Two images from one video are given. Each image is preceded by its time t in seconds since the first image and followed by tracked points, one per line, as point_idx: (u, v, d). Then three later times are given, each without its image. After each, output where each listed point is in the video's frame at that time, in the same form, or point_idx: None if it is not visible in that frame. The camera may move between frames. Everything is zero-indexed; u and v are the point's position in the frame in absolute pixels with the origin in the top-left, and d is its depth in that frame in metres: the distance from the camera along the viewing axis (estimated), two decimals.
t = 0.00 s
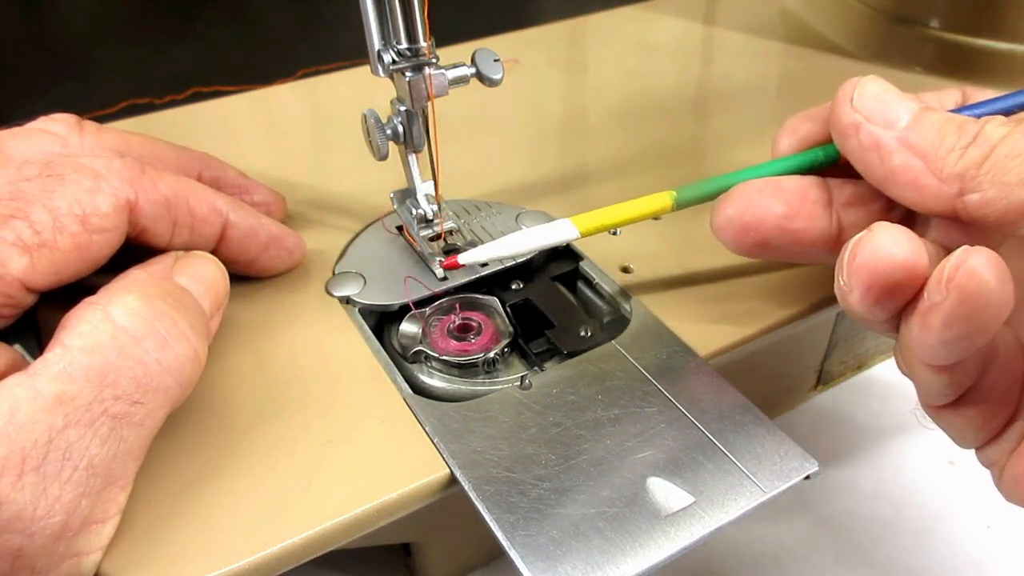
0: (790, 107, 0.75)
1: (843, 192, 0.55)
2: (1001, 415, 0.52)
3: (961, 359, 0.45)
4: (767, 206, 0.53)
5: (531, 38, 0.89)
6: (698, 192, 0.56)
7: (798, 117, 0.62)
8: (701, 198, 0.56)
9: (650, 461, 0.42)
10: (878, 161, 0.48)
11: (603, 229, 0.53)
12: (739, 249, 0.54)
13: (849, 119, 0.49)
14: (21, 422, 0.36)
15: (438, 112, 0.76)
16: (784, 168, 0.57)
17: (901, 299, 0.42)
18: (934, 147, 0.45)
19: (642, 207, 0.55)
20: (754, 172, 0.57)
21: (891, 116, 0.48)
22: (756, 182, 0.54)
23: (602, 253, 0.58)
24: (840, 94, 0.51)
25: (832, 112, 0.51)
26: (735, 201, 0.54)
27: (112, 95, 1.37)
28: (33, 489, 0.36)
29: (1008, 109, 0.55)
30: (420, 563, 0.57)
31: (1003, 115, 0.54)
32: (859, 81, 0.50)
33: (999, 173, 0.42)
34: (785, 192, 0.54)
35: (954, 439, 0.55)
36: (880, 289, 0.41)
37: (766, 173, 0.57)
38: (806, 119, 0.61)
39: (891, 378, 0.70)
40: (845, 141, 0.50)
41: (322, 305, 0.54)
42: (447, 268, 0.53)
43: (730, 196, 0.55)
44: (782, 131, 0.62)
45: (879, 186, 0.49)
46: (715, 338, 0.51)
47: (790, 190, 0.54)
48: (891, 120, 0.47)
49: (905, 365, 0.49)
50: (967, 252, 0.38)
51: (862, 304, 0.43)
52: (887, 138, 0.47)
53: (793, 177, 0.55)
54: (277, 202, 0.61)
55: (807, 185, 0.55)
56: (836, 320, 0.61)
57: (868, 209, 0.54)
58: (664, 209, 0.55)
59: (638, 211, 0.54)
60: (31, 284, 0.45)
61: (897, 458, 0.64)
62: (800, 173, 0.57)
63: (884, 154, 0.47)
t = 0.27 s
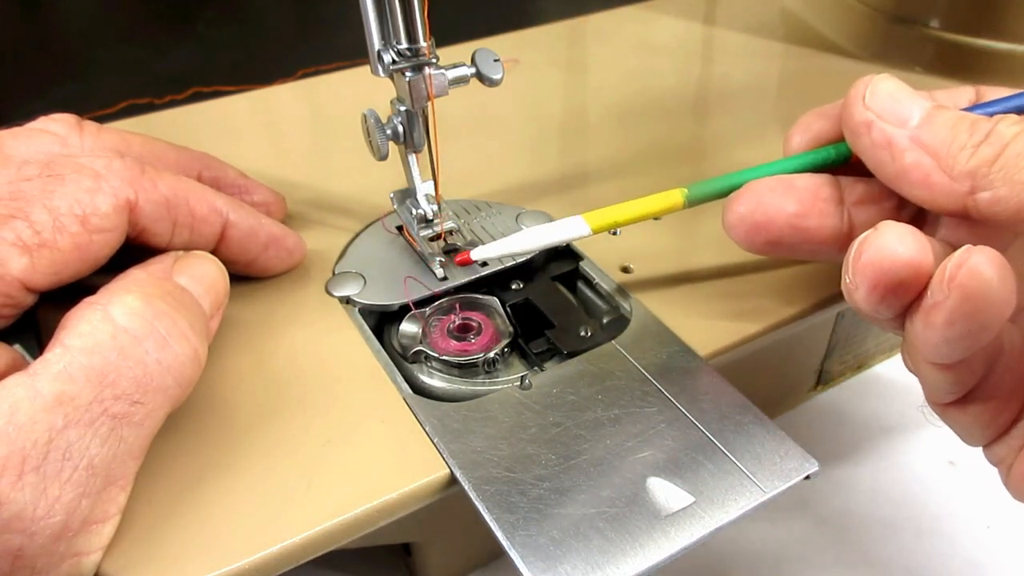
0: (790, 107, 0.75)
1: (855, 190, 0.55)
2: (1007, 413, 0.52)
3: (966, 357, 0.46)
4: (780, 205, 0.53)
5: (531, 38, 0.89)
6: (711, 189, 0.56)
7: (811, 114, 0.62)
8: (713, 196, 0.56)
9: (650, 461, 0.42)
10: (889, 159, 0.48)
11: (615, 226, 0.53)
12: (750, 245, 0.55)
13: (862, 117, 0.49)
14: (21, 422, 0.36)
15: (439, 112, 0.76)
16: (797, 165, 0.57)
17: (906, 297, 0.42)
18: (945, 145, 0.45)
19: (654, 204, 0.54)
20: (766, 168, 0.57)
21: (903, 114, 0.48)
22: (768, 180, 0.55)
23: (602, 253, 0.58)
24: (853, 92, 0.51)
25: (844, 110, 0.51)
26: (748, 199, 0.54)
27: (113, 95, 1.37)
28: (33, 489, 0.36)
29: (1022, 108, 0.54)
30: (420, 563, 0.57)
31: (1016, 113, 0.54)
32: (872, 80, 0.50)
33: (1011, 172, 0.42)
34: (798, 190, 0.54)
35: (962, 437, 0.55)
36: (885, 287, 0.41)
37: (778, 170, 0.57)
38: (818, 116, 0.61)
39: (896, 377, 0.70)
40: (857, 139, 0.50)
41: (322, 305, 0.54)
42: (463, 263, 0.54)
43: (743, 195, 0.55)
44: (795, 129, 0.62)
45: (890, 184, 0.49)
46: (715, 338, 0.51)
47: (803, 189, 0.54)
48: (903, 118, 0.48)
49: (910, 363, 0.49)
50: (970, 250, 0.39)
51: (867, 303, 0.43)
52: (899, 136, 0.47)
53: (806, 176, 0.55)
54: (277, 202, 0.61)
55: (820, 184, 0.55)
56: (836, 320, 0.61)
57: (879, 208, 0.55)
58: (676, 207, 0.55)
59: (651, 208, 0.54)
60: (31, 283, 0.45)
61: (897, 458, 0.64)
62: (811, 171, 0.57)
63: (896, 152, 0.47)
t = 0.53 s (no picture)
0: (790, 107, 0.75)
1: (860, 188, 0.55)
2: (1008, 411, 0.52)
3: (960, 358, 0.46)
4: (785, 205, 0.53)
5: (531, 38, 0.89)
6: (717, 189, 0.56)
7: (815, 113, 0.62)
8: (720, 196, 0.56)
9: (650, 461, 0.42)
10: (892, 158, 0.48)
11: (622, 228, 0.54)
12: (757, 246, 0.55)
13: (864, 114, 0.49)
14: (21, 422, 0.36)
15: (438, 112, 0.76)
16: (803, 164, 0.57)
17: (899, 301, 0.42)
18: (947, 143, 0.45)
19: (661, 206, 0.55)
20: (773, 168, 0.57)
21: (906, 112, 0.47)
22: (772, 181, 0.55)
23: (602, 253, 0.58)
24: (857, 88, 0.51)
25: (848, 108, 0.51)
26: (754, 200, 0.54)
27: (112, 95, 1.36)
28: (33, 489, 0.36)
29: None
30: (420, 563, 0.57)
31: None
32: (875, 77, 0.50)
33: (1012, 171, 0.42)
34: (804, 190, 0.54)
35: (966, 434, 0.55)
36: (877, 292, 0.42)
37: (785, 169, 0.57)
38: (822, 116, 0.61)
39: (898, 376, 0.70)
40: (860, 137, 0.50)
41: (322, 305, 0.54)
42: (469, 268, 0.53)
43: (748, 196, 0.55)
44: (800, 128, 0.62)
45: (894, 181, 0.49)
46: (715, 338, 0.51)
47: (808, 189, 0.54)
48: (906, 115, 0.47)
49: (906, 363, 0.50)
50: (957, 256, 0.39)
51: (861, 307, 0.43)
52: (901, 134, 0.47)
53: (810, 175, 0.55)
54: (277, 202, 0.61)
55: (825, 183, 0.55)
56: (836, 319, 0.61)
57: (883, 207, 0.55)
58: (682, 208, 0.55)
59: (656, 210, 0.54)
60: (31, 283, 0.45)
61: (897, 457, 0.64)
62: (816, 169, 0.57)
63: (898, 150, 0.47)
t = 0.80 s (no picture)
0: (790, 107, 0.75)
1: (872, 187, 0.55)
2: (1009, 412, 0.52)
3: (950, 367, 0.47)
4: (797, 208, 0.53)
5: (531, 38, 0.89)
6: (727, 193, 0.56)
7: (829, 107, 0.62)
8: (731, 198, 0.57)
9: (650, 461, 0.42)
10: (902, 153, 0.48)
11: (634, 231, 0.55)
12: (767, 247, 0.55)
13: (875, 110, 0.49)
14: (21, 422, 0.36)
15: (438, 112, 0.76)
16: (814, 163, 0.57)
17: (886, 312, 0.43)
18: (956, 139, 0.45)
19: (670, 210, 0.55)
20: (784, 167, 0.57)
21: (916, 108, 0.47)
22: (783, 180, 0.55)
23: (602, 253, 0.58)
24: (869, 84, 0.51)
25: (860, 104, 0.51)
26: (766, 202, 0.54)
27: (113, 95, 1.36)
28: (33, 489, 0.36)
29: None
30: (420, 563, 0.57)
31: None
32: (887, 73, 0.50)
33: (1019, 169, 0.42)
34: (813, 194, 0.54)
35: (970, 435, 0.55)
36: (867, 302, 0.43)
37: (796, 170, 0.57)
38: (833, 110, 0.61)
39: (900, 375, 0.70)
40: (872, 133, 0.50)
41: (322, 305, 0.54)
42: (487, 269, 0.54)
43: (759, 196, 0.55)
44: (813, 122, 0.62)
45: (904, 176, 0.49)
46: (716, 337, 0.51)
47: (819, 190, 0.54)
48: (917, 111, 0.47)
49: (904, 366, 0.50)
50: (938, 274, 0.40)
51: (851, 315, 0.44)
52: (911, 130, 0.47)
53: (820, 175, 0.55)
54: (277, 202, 0.61)
55: (837, 182, 0.55)
56: (836, 319, 0.61)
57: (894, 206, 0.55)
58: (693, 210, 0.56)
59: (667, 214, 0.55)
60: (30, 283, 0.45)
61: (896, 457, 0.64)
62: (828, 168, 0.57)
63: (907, 147, 0.48)
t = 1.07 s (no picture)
0: (790, 107, 0.75)
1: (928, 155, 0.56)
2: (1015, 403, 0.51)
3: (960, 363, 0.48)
4: (860, 172, 0.53)
5: (531, 38, 0.89)
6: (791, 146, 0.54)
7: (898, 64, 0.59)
8: (791, 152, 0.54)
9: (650, 461, 0.42)
10: (966, 114, 0.43)
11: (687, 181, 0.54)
12: (826, 210, 0.55)
13: (948, 67, 0.44)
14: (20, 422, 0.36)
15: (438, 112, 0.76)
16: (878, 122, 0.54)
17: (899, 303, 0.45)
18: None
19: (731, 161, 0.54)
20: (851, 125, 0.55)
21: (993, 68, 0.43)
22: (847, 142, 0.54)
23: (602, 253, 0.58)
24: (950, 39, 0.46)
25: (935, 60, 0.47)
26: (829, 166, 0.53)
27: (113, 95, 1.36)
28: (33, 489, 0.36)
29: None
30: (420, 563, 0.57)
31: None
32: (970, 30, 0.45)
33: None
34: (879, 160, 0.54)
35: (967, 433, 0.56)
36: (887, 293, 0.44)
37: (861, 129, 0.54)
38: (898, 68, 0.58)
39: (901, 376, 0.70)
40: (940, 91, 0.45)
41: (322, 305, 0.54)
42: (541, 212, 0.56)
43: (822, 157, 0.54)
44: (878, 82, 0.59)
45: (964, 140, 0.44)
46: (715, 337, 0.51)
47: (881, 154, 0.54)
48: (993, 73, 0.42)
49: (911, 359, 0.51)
50: (952, 287, 0.42)
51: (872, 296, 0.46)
52: (981, 91, 0.43)
53: (883, 140, 0.54)
54: (277, 202, 0.61)
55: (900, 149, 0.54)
56: (836, 320, 0.62)
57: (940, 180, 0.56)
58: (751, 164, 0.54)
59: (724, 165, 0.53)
60: (30, 283, 0.45)
61: (897, 458, 0.64)
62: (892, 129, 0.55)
63: (973, 107, 0.43)
